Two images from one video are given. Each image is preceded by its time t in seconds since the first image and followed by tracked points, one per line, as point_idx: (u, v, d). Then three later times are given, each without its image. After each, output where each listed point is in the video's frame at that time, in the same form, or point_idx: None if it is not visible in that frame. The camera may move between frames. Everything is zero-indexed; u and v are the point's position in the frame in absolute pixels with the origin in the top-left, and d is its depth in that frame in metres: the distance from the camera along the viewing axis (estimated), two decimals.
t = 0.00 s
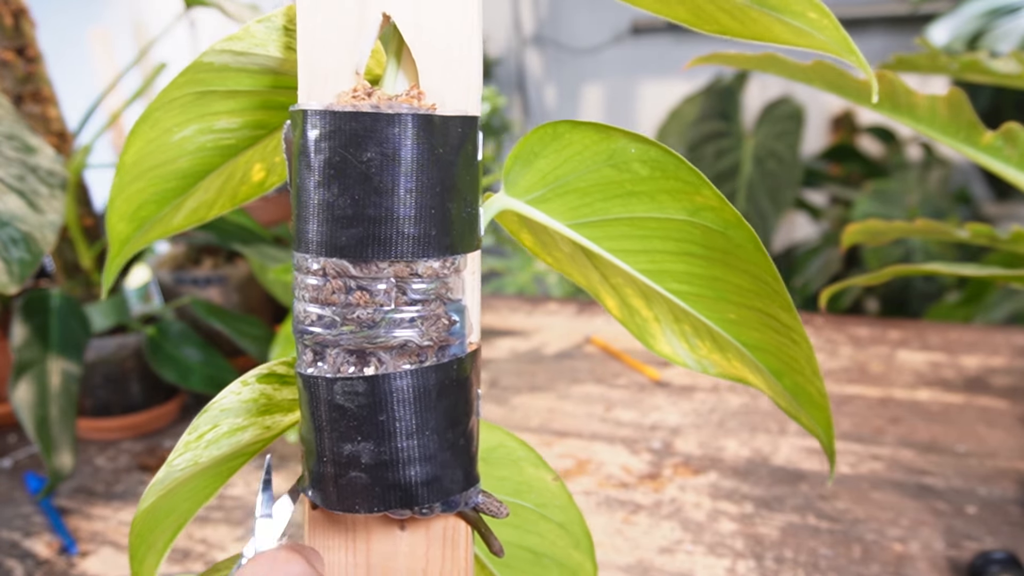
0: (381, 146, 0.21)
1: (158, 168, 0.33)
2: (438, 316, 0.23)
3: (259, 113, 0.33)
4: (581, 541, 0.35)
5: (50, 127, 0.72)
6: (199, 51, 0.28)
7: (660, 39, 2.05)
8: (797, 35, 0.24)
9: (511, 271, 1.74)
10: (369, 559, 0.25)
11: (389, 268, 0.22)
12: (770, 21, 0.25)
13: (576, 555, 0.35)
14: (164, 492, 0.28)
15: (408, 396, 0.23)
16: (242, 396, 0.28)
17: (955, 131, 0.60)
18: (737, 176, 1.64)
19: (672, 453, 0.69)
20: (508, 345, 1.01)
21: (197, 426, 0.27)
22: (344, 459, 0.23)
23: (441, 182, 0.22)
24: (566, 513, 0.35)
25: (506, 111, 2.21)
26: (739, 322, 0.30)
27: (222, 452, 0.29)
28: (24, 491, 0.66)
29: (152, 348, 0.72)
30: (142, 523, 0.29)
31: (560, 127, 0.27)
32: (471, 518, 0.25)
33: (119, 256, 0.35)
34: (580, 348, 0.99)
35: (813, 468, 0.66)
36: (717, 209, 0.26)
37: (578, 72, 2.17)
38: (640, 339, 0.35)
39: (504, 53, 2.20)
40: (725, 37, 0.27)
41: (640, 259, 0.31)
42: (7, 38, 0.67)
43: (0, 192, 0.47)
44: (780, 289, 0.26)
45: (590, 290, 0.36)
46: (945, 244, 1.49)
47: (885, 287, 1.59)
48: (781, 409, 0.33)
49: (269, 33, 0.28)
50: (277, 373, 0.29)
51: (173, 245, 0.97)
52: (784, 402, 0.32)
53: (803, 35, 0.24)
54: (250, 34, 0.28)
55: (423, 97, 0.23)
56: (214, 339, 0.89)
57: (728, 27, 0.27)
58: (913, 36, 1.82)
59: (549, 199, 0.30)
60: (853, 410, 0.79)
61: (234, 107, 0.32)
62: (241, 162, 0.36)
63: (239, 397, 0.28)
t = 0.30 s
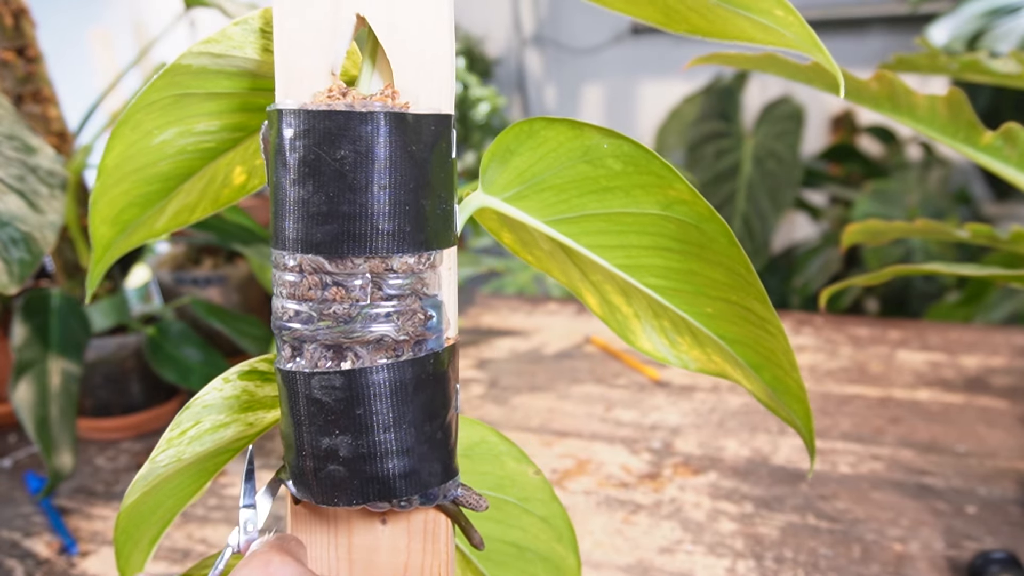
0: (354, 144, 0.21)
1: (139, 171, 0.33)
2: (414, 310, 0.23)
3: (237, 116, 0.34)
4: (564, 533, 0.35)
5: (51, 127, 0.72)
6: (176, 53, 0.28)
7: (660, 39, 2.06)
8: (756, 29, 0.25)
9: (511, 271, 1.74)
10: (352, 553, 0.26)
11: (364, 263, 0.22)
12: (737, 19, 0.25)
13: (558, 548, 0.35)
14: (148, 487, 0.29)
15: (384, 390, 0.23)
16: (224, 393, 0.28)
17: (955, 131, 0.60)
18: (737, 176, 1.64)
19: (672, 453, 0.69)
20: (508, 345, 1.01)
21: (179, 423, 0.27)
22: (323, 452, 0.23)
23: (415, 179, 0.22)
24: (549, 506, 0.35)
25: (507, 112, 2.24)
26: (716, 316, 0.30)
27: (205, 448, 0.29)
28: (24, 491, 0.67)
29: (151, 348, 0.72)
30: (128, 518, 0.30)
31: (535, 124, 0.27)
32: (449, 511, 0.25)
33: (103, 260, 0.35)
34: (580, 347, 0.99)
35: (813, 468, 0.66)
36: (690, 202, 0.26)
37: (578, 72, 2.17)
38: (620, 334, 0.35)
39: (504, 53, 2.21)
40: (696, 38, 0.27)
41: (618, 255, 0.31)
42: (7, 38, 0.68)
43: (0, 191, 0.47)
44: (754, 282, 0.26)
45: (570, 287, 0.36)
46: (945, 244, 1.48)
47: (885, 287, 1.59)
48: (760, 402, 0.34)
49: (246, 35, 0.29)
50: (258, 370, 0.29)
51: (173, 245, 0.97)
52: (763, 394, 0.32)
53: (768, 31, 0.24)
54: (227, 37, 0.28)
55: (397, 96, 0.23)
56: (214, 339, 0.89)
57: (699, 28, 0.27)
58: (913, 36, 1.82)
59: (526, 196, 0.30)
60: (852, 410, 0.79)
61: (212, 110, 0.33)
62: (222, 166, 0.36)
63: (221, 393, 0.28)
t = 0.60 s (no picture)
0: (343, 145, 0.21)
1: (131, 170, 0.33)
2: (405, 314, 0.23)
3: (227, 116, 0.33)
4: (559, 538, 0.35)
5: (51, 127, 0.72)
6: (165, 53, 0.28)
7: (660, 39, 2.06)
8: (763, 25, 0.25)
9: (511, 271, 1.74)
10: (344, 559, 0.25)
11: (354, 267, 0.22)
12: (739, 14, 0.25)
13: (554, 553, 0.35)
14: (138, 494, 0.29)
15: (375, 395, 0.23)
16: (214, 398, 0.28)
17: (955, 131, 0.60)
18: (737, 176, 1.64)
19: (672, 453, 0.69)
20: (508, 345, 1.01)
21: (169, 429, 0.27)
22: (313, 459, 0.23)
23: (406, 181, 0.22)
24: (544, 511, 0.35)
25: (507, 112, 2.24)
26: (712, 317, 0.30)
27: (195, 453, 0.29)
28: (24, 492, 0.67)
29: (151, 348, 0.72)
30: (118, 527, 0.30)
31: (529, 124, 0.27)
32: (443, 516, 0.26)
33: (97, 259, 0.36)
34: (580, 348, 0.99)
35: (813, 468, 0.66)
36: (687, 203, 0.26)
37: (578, 72, 2.18)
38: (616, 335, 0.35)
39: (504, 53, 2.22)
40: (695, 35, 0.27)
41: (613, 255, 0.31)
42: (7, 38, 0.68)
43: None
44: (751, 283, 0.26)
45: (566, 287, 0.36)
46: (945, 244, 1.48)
47: (885, 287, 1.59)
48: (756, 402, 0.34)
49: (235, 34, 0.28)
50: (249, 374, 0.29)
51: (173, 245, 0.97)
52: (760, 395, 0.33)
53: (768, 25, 0.24)
54: (215, 36, 0.28)
55: (389, 96, 0.23)
56: (214, 339, 0.89)
57: (697, 20, 0.27)
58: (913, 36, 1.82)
59: (521, 195, 0.30)
60: (852, 410, 0.79)
61: (202, 109, 0.32)
62: (216, 165, 0.36)
63: (210, 399, 0.28)
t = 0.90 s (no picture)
0: (337, 147, 0.21)
1: (121, 171, 0.33)
2: (402, 318, 0.23)
3: (219, 114, 0.33)
4: (558, 542, 0.35)
5: (51, 128, 0.72)
6: (156, 52, 0.28)
7: (660, 39, 2.06)
8: (764, 23, 0.25)
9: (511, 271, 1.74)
10: (340, 566, 0.25)
11: (349, 270, 0.22)
12: (741, 12, 0.25)
13: (553, 557, 0.35)
14: (131, 498, 0.29)
15: (372, 400, 0.23)
16: (208, 402, 0.28)
17: (955, 131, 0.60)
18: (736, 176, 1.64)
19: (672, 453, 0.69)
20: (508, 345, 1.01)
21: (162, 433, 0.27)
22: (308, 465, 0.23)
23: (402, 183, 0.22)
24: (543, 514, 0.35)
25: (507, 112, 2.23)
26: (715, 319, 0.30)
27: (188, 458, 0.29)
28: (24, 491, 0.67)
29: (152, 348, 0.72)
30: (111, 530, 0.29)
31: (526, 124, 0.27)
32: (441, 523, 0.25)
33: (88, 259, 0.36)
34: (580, 348, 0.99)
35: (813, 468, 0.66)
36: (687, 203, 0.26)
37: (578, 72, 2.18)
38: (618, 336, 0.36)
39: (504, 53, 2.22)
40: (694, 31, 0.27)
41: (614, 256, 0.31)
42: (7, 38, 0.68)
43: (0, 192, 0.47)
44: (754, 286, 0.26)
45: (568, 288, 0.36)
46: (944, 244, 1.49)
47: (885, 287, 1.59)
48: (760, 406, 0.33)
49: (228, 32, 0.28)
50: (243, 378, 0.29)
51: (173, 245, 0.97)
52: (764, 399, 0.32)
53: (770, 23, 0.24)
54: (207, 34, 0.28)
55: (384, 96, 0.23)
56: (214, 339, 0.89)
57: (701, 19, 0.27)
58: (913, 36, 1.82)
59: (519, 196, 0.30)
60: (852, 410, 0.79)
61: (195, 108, 0.32)
62: (209, 163, 0.36)
63: (205, 402, 0.28)
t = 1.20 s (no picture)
0: (356, 148, 0.21)
1: (134, 169, 0.33)
2: (419, 322, 0.23)
3: (233, 113, 0.33)
4: (571, 547, 0.35)
5: (51, 127, 0.72)
6: (170, 50, 0.28)
7: (660, 39, 2.06)
8: (786, 26, 0.25)
9: (511, 271, 1.74)
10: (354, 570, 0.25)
11: (367, 274, 0.22)
12: (763, 15, 0.25)
13: (565, 561, 0.35)
14: (142, 501, 0.28)
15: (389, 405, 0.23)
16: (220, 405, 0.28)
17: (955, 131, 0.60)
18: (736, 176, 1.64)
19: (672, 453, 0.69)
20: (508, 345, 1.01)
21: (174, 436, 0.27)
22: (323, 470, 0.23)
23: (420, 185, 0.22)
24: (557, 518, 0.35)
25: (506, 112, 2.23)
26: (730, 324, 0.30)
27: (200, 460, 0.29)
28: (24, 491, 0.66)
29: (152, 348, 0.72)
30: (123, 533, 0.29)
31: (546, 125, 0.27)
32: (456, 528, 0.26)
33: (97, 259, 0.36)
34: (580, 347, 0.99)
35: (813, 468, 0.66)
36: (707, 208, 0.26)
37: (578, 72, 2.17)
38: (628, 338, 0.35)
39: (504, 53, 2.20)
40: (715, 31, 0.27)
41: (629, 259, 0.31)
42: (7, 38, 0.67)
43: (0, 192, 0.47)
44: (773, 291, 0.26)
45: (579, 290, 0.36)
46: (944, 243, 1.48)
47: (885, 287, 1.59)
48: (773, 411, 0.33)
49: (243, 30, 0.29)
50: (257, 380, 0.29)
51: (173, 245, 0.97)
52: (778, 404, 0.32)
53: (792, 25, 0.24)
54: (222, 33, 0.28)
55: (402, 96, 0.23)
56: (214, 339, 0.89)
57: (724, 22, 0.27)
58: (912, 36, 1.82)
59: (535, 198, 0.30)
60: (853, 410, 0.79)
61: (208, 107, 0.32)
62: (221, 162, 0.36)
63: (218, 406, 0.28)
